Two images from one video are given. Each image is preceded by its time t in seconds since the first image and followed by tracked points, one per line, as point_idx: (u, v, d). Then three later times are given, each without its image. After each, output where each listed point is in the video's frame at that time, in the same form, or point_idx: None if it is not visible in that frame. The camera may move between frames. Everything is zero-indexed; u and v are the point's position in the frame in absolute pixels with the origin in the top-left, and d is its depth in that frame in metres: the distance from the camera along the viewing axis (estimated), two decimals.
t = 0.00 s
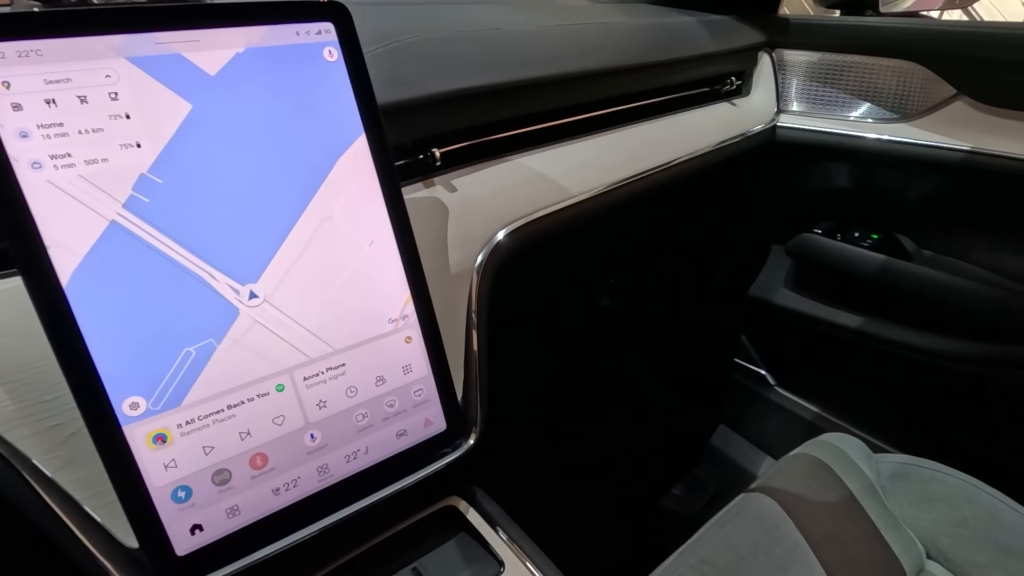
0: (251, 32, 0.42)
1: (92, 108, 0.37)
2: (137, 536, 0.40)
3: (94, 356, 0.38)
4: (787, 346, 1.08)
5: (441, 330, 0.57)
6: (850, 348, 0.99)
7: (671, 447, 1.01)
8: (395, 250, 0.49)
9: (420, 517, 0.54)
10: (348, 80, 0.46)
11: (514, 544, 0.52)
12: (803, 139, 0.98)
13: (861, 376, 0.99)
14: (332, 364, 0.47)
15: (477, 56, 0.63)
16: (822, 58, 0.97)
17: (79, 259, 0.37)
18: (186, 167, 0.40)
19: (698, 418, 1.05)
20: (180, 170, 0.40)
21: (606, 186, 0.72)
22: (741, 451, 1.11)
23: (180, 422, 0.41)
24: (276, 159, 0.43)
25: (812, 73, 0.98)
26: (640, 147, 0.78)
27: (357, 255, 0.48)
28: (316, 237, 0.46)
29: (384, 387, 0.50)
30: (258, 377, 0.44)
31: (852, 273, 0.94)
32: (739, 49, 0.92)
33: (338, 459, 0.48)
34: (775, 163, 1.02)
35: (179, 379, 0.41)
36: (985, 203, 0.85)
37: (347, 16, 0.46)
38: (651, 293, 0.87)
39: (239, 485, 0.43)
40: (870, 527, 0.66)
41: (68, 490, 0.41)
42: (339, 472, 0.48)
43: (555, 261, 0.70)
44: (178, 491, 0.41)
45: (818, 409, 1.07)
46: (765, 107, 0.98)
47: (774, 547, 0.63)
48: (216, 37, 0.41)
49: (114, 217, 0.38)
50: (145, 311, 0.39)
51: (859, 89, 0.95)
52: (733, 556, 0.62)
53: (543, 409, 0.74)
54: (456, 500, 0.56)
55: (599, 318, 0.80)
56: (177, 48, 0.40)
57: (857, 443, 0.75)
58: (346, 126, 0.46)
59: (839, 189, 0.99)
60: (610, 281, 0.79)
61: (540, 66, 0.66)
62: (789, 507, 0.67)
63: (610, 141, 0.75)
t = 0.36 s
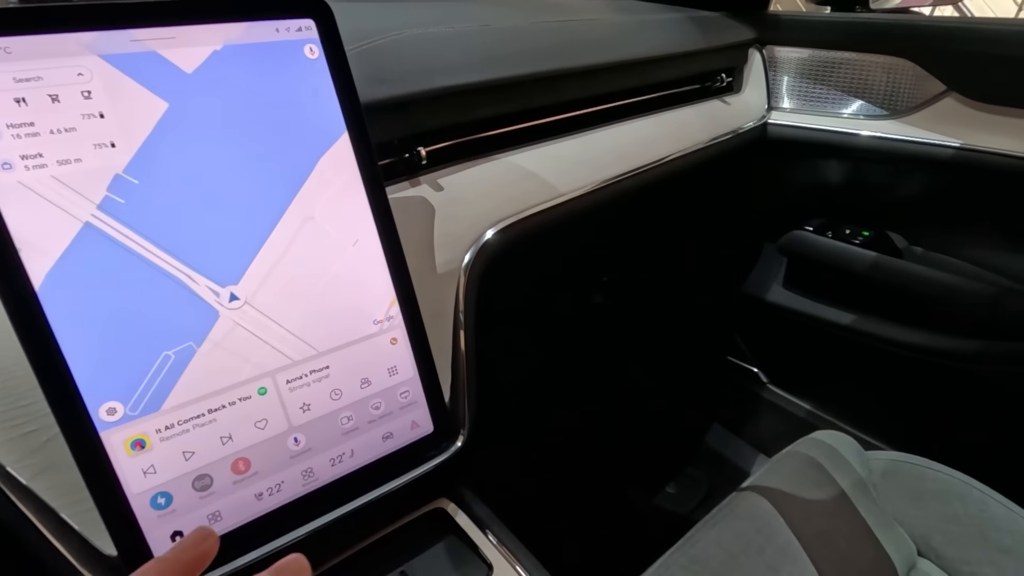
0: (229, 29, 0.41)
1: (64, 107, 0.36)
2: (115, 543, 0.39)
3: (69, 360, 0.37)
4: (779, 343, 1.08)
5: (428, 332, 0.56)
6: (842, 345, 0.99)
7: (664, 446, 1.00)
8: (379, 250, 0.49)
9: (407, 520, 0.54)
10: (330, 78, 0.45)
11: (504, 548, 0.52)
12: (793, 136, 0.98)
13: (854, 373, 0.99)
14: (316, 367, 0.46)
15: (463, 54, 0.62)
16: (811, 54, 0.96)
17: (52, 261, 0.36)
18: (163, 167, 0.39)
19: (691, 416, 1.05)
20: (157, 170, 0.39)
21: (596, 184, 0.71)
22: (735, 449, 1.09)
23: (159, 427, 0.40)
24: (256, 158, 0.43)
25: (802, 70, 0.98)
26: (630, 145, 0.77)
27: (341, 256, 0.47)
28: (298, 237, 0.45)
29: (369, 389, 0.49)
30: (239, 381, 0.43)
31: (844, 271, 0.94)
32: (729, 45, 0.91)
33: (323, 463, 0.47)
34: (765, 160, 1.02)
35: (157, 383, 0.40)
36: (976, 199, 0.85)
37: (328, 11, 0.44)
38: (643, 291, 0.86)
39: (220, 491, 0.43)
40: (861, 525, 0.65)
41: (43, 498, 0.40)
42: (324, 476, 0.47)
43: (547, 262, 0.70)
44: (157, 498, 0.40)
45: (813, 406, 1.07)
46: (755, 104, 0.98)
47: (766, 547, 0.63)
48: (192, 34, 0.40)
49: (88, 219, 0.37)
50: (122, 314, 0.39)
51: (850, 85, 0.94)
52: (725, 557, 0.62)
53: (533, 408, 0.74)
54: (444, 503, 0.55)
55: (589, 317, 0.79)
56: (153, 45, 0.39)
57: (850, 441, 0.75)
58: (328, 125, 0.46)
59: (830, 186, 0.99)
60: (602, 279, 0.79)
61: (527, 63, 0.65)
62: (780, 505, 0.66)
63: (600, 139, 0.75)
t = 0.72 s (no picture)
0: (189, 10, 0.39)
1: (7, 92, 0.34)
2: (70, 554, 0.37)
3: (16, 362, 0.35)
4: (772, 339, 1.06)
5: (407, 330, 0.54)
6: (835, 341, 0.97)
7: (656, 444, 0.98)
8: (353, 243, 0.47)
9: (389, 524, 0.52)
10: (299, 63, 0.43)
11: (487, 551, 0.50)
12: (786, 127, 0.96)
13: (847, 368, 0.97)
14: (287, 366, 0.44)
15: (441, 43, 0.60)
16: (801, 44, 0.95)
17: None
18: (117, 157, 0.37)
19: (683, 414, 1.03)
20: (111, 159, 0.37)
21: (581, 176, 0.69)
22: (728, 446, 1.08)
23: (117, 431, 0.38)
24: (219, 147, 0.40)
25: (792, 59, 0.96)
26: (618, 136, 0.75)
27: (312, 250, 0.45)
28: (266, 230, 0.43)
29: (344, 389, 0.47)
30: (203, 381, 0.41)
31: (838, 263, 0.92)
32: (720, 35, 0.89)
33: (295, 467, 0.45)
34: (757, 152, 1.00)
35: (115, 385, 0.38)
36: (972, 188, 0.83)
37: None
38: (633, 287, 0.84)
39: (185, 498, 0.41)
40: (856, 523, 0.64)
41: None
42: (296, 480, 0.45)
43: (531, 254, 0.68)
44: (116, 506, 0.38)
45: (806, 402, 1.05)
46: (746, 95, 0.95)
47: (759, 547, 0.61)
48: (148, 16, 0.38)
49: (36, 211, 0.35)
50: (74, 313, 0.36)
51: (840, 74, 0.93)
52: (718, 557, 0.60)
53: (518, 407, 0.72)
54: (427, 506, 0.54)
55: (578, 313, 0.77)
56: (105, 27, 0.37)
57: (844, 437, 0.73)
58: (297, 113, 0.43)
59: (823, 178, 0.97)
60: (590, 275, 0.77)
61: (510, 52, 0.63)
62: (774, 504, 0.65)
63: (586, 130, 0.73)
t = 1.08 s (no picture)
0: None
1: None
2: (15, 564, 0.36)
3: None
4: (758, 333, 1.05)
5: (375, 328, 0.53)
6: (821, 336, 0.96)
7: (642, 441, 0.97)
8: (315, 239, 0.45)
9: (359, 527, 0.51)
10: (254, 52, 0.41)
11: (458, 552, 0.49)
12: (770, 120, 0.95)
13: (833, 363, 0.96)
14: (246, 367, 0.43)
15: (412, 34, 0.58)
16: (785, 35, 0.93)
17: None
18: (58, 150, 0.36)
19: (669, 410, 1.02)
20: (51, 151, 0.35)
21: (558, 169, 0.68)
22: (717, 443, 1.08)
23: (63, 435, 0.37)
24: (170, 140, 0.39)
25: (777, 50, 0.95)
26: (597, 128, 0.74)
27: (271, 246, 0.43)
28: (222, 226, 0.41)
29: (308, 390, 0.46)
30: (156, 383, 0.39)
31: (821, 257, 0.91)
32: (703, 26, 0.88)
33: (256, 470, 0.44)
34: (741, 145, 0.99)
35: (60, 388, 0.36)
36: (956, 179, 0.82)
37: None
38: (615, 282, 0.83)
39: (138, 503, 0.39)
40: (840, 521, 0.63)
41: None
42: (258, 483, 0.44)
43: (508, 250, 0.67)
44: (64, 512, 0.37)
45: (792, 397, 1.04)
46: (730, 87, 0.94)
47: (741, 545, 0.60)
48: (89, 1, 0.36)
49: None
50: (13, 313, 0.35)
51: (825, 66, 0.92)
52: (699, 555, 0.59)
53: (496, 403, 0.71)
54: (399, 507, 0.52)
55: (558, 309, 0.76)
56: (42, 13, 0.35)
57: (829, 435, 0.72)
58: (253, 104, 0.42)
59: (807, 171, 0.96)
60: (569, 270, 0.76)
61: (483, 42, 0.61)
62: (756, 502, 0.64)
63: (565, 122, 0.71)
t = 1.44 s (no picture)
0: None
1: None
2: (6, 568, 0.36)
3: None
4: (752, 331, 1.05)
5: (369, 329, 0.54)
6: (815, 334, 0.96)
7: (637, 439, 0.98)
8: (307, 241, 0.45)
9: (354, 527, 0.51)
10: (244, 54, 0.41)
11: (452, 553, 0.49)
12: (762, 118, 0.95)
13: (827, 360, 0.97)
14: (238, 368, 0.43)
15: (403, 34, 0.58)
16: (777, 34, 0.93)
17: None
18: (47, 153, 0.35)
19: (664, 409, 1.02)
20: (39, 154, 0.35)
21: (550, 169, 0.68)
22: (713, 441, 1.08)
23: (54, 439, 0.36)
24: (160, 141, 0.39)
25: (770, 49, 0.95)
26: (590, 128, 0.74)
27: (262, 247, 0.43)
28: (212, 227, 0.41)
29: (300, 391, 0.46)
30: (148, 386, 0.39)
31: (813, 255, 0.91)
32: (695, 25, 0.88)
33: (249, 472, 0.44)
34: (734, 144, 0.99)
35: (50, 391, 0.36)
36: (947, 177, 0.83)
37: None
38: (609, 281, 0.83)
39: (129, 506, 0.39)
40: (833, 518, 0.63)
41: None
42: (250, 485, 0.44)
43: (501, 250, 0.67)
44: (55, 516, 0.37)
45: (787, 395, 1.04)
46: (721, 86, 0.94)
47: (735, 543, 0.60)
48: (78, 4, 0.36)
49: None
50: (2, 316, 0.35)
51: (817, 65, 0.92)
52: (693, 554, 0.59)
53: (490, 402, 0.71)
54: (393, 508, 0.52)
55: (552, 309, 0.76)
56: (30, 15, 0.35)
57: (821, 431, 0.72)
58: (243, 105, 0.42)
59: (800, 169, 0.96)
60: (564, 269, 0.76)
61: (475, 42, 0.61)
62: (750, 500, 0.64)
63: (557, 122, 0.71)
